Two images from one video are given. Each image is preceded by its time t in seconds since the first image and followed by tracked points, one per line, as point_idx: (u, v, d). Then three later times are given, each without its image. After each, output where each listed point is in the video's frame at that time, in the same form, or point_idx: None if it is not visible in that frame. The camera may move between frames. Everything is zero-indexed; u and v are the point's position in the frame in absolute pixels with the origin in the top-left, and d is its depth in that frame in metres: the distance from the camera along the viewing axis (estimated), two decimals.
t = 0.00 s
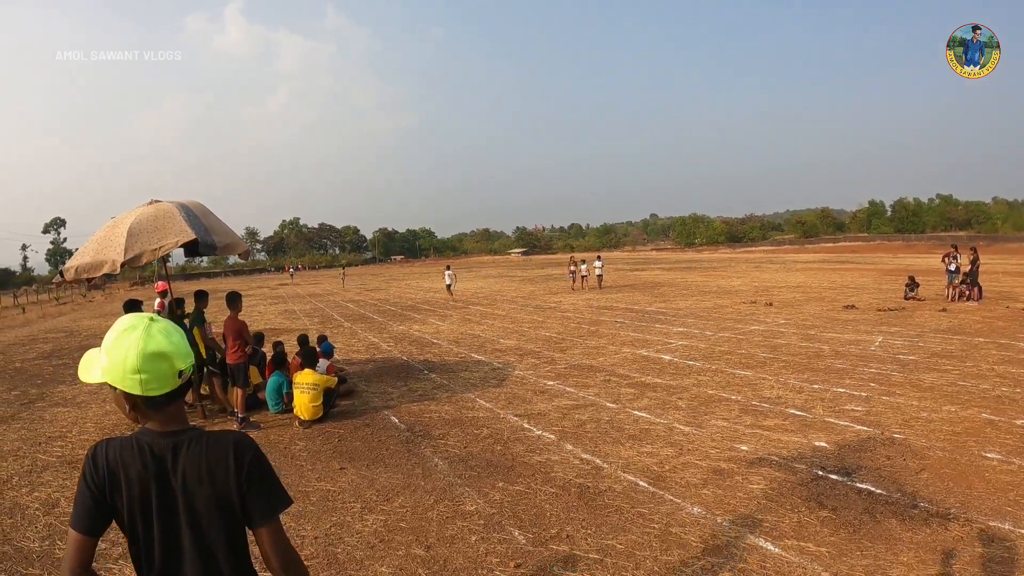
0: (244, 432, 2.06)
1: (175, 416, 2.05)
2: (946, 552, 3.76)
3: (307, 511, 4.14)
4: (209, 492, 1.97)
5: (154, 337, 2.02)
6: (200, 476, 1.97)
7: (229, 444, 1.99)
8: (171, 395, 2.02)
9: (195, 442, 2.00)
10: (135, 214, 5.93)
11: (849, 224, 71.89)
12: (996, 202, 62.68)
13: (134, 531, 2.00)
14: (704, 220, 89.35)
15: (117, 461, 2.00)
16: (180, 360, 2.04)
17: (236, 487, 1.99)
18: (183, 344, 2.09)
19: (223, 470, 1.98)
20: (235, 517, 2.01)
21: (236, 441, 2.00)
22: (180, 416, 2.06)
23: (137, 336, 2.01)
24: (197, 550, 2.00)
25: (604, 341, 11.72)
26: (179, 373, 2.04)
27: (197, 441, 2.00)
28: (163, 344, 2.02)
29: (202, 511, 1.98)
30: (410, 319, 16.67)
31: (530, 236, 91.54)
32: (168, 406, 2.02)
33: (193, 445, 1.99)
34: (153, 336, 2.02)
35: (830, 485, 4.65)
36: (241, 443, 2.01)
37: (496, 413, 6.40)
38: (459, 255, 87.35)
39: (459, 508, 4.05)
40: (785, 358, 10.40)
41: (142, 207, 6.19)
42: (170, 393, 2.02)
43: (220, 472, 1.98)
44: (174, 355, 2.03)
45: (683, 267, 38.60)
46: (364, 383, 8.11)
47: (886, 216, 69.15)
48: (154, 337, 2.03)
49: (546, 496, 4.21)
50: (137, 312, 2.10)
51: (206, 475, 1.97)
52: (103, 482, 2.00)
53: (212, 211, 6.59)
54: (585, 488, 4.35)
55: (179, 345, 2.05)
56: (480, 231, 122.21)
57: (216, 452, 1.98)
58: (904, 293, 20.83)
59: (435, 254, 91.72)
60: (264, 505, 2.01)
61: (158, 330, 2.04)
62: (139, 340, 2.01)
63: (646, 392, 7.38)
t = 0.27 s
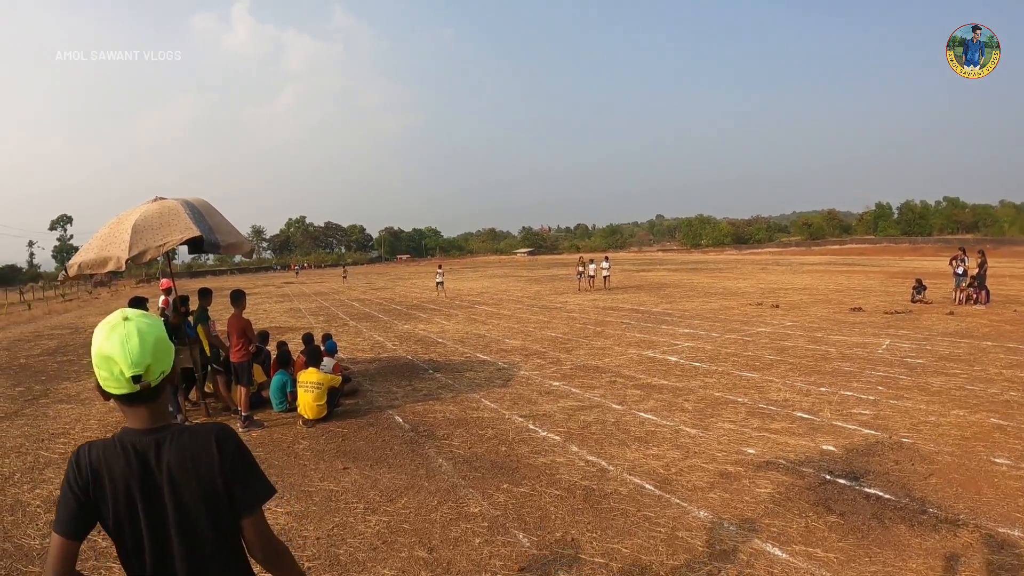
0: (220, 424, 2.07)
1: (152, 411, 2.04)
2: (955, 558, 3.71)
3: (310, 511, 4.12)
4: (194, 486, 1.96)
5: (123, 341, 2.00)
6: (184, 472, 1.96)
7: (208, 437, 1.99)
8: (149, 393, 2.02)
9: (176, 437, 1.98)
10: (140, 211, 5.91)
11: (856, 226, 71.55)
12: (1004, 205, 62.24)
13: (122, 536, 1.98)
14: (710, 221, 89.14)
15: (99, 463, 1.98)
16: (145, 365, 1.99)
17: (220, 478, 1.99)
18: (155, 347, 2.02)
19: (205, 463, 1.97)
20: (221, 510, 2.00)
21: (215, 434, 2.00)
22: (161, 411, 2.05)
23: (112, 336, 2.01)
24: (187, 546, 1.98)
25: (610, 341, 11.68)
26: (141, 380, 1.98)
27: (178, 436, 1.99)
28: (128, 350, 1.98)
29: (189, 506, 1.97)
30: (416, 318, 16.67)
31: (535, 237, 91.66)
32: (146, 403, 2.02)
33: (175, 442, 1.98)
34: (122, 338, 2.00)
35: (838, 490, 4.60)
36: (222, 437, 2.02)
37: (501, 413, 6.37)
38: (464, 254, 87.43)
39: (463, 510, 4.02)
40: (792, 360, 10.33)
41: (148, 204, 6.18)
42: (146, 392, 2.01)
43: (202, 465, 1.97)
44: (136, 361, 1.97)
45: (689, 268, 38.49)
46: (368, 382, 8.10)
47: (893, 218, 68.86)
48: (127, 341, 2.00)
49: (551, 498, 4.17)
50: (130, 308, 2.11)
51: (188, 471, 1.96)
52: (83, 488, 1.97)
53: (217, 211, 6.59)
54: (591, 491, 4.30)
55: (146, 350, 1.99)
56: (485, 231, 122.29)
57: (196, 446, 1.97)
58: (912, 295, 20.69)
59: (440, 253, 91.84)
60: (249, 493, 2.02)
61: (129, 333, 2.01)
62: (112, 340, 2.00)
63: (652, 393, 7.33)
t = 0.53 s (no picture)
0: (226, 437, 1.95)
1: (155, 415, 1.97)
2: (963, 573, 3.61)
3: (302, 521, 4.01)
4: (182, 501, 1.87)
5: (122, 346, 1.95)
6: (174, 484, 1.88)
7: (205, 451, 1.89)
8: (154, 397, 1.95)
9: (171, 445, 1.91)
10: (133, 211, 5.82)
11: (854, 234, 71.73)
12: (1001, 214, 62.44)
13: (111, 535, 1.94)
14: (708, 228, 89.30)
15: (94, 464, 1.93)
16: (140, 373, 1.92)
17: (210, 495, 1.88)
18: (154, 354, 1.95)
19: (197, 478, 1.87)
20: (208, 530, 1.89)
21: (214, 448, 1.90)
22: (166, 416, 1.99)
23: (114, 339, 1.97)
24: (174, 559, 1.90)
25: (609, 348, 11.59)
26: (137, 388, 1.93)
27: (175, 445, 1.91)
28: (126, 356, 1.93)
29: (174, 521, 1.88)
30: (413, 323, 16.58)
31: (534, 242, 91.78)
32: (150, 407, 1.95)
33: (169, 451, 1.90)
34: (123, 343, 1.95)
35: (842, 502, 4.51)
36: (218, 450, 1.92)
37: (499, 421, 6.28)
38: (462, 260, 87.49)
39: (460, 521, 3.92)
40: (792, 369, 10.25)
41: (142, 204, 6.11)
42: (148, 397, 1.95)
43: (193, 480, 1.88)
44: (130, 368, 1.91)
45: (687, 275, 38.47)
46: (364, 388, 7.99)
47: (890, 226, 69.07)
48: (128, 346, 1.95)
49: (550, 509, 4.07)
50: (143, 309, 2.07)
51: (179, 483, 1.87)
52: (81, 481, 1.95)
53: (212, 213, 6.51)
54: (591, 502, 4.20)
55: (142, 357, 1.92)
56: (484, 236, 122.36)
57: (190, 459, 1.88)
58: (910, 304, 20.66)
59: (438, 258, 91.84)
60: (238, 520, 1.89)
61: (130, 338, 1.96)
62: (113, 343, 1.96)
63: (652, 402, 7.24)
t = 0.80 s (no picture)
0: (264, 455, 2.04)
1: (202, 425, 2.14)
2: None
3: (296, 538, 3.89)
4: (218, 515, 1.97)
5: (173, 354, 2.09)
6: (210, 498, 1.97)
7: (242, 468, 1.98)
8: (201, 407, 2.11)
9: (206, 461, 2.02)
10: (125, 216, 5.75)
11: (850, 243, 71.81)
12: (996, 222, 62.61)
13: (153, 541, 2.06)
14: (705, 237, 89.39)
15: (145, 472, 2.06)
16: (189, 382, 2.08)
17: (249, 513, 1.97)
18: (203, 365, 2.10)
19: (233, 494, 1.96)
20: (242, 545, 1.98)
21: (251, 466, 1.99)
22: (208, 426, 2.13)
23: (163, 346, 2.11)
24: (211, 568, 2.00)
25: (607, 359, 11.45)
26: (185, 395, 2.09)
27: (212, 459, 2.02)
28: (176, 364, 2.08)
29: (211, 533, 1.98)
30: (409, 332, 16.42)
31: (531, 252, 91.80)
32: (196, 417, 2.11)
33: (207, 465, 2.01)
34: (173, 351, 2.09)
35: (852, 517, 4.38)
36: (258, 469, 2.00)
37: (498, 433, 6.16)
38: (459, 268, 87.36)
39: (459, 538, 3.80)
40: (794, 379, 10.12)
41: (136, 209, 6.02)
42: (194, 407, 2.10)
43: (230, 496, 1.97)
44: (181, 378, 2.07)
45: (684, 284, 38.34)
46: (360, 399, 7.88)
47: (886, 234, 69.18)
48: (178, 354, 2.09)
49: (552, 526, 3.95)
50: (191, 318, 2.21)
51: (216, 497, 1.97)
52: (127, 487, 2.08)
53: (207, 219, 6.43)
54: (596, 519, 4.08)
55: (191, 367, 2.07)
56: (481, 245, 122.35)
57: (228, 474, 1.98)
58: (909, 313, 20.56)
59: (435, 266, 91.73)
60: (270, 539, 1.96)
61: (181, 347, 2.10)
62: (162, 350, 2.10)
63: (653, 413, 7.11)
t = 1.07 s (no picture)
0: (307, 461, 1.98)
1: (246, 426, 2.04)
2: None
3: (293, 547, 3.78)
4: (258, 524, 1.89)
5: (216, 348, 1.99)
6: (251, 504, 1.90)
7: (285, 474, 1.91)
8: (244, 407, 2.01)
9: (245, 466, 1.94)
10: (119, 216, 5.65)
11: (850, 243, 71.71)
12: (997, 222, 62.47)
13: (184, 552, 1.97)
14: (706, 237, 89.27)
15: (182, 475, 1.99)
16: (233, 378, 1.98)
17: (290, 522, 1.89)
18: (248, 360, 2.00)
19: (275, 502, 1.89)
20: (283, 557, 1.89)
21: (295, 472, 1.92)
22: (251, 427, 2.03)
23: (205, 340, 2.01)
24: None
25: (609, 360, 11.34)
26: (230, 393, 1.98)
27: (252, 464, 1.94)
28: (220, 359, 1.98)
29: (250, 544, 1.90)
30: (409, 333, 16.32)
31: (532, 252, 91.76)
32: (239, 417, 2.01)
33: (247, 471, 1.93)
34: (217, 346, 1.99)
35: (863, 522, 4.26)
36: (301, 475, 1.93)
37: (500, 436, 6.05)
38: (460, 269, 87.29)
39: (460, 547, 3.69)
40: (798, 380, 10.00)
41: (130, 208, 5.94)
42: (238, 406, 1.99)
43: (271, 505, 1.89)
44: (225, 373, 1.97)
45: (684, 285, 38.22)
46: (360, 401, 7.76)
47: (886, 234, 69.05)
48: (220, 349, 1.99)
49: (556, 534, 3.84)
50: (234, 313, 2.12)
51: (257, 505, 1.89)
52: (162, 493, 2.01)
53: (203, 218, 6.33)
54: (602, 526, 3.97)
55: (236, 362, 1.98)
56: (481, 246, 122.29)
57: (269, 481, 1.90)
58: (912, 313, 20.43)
59: (436, 267, 91.69)
60: (314, 551, 1.88)
61: (224, 341, 2.00)
62: (204, 345, 2.00)
63: (657, 416, 7.00)
